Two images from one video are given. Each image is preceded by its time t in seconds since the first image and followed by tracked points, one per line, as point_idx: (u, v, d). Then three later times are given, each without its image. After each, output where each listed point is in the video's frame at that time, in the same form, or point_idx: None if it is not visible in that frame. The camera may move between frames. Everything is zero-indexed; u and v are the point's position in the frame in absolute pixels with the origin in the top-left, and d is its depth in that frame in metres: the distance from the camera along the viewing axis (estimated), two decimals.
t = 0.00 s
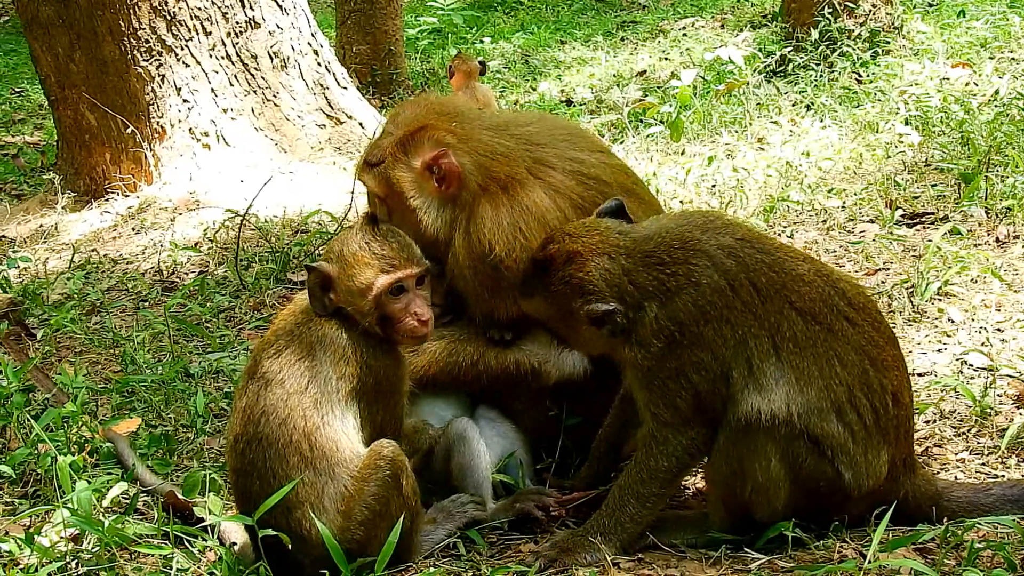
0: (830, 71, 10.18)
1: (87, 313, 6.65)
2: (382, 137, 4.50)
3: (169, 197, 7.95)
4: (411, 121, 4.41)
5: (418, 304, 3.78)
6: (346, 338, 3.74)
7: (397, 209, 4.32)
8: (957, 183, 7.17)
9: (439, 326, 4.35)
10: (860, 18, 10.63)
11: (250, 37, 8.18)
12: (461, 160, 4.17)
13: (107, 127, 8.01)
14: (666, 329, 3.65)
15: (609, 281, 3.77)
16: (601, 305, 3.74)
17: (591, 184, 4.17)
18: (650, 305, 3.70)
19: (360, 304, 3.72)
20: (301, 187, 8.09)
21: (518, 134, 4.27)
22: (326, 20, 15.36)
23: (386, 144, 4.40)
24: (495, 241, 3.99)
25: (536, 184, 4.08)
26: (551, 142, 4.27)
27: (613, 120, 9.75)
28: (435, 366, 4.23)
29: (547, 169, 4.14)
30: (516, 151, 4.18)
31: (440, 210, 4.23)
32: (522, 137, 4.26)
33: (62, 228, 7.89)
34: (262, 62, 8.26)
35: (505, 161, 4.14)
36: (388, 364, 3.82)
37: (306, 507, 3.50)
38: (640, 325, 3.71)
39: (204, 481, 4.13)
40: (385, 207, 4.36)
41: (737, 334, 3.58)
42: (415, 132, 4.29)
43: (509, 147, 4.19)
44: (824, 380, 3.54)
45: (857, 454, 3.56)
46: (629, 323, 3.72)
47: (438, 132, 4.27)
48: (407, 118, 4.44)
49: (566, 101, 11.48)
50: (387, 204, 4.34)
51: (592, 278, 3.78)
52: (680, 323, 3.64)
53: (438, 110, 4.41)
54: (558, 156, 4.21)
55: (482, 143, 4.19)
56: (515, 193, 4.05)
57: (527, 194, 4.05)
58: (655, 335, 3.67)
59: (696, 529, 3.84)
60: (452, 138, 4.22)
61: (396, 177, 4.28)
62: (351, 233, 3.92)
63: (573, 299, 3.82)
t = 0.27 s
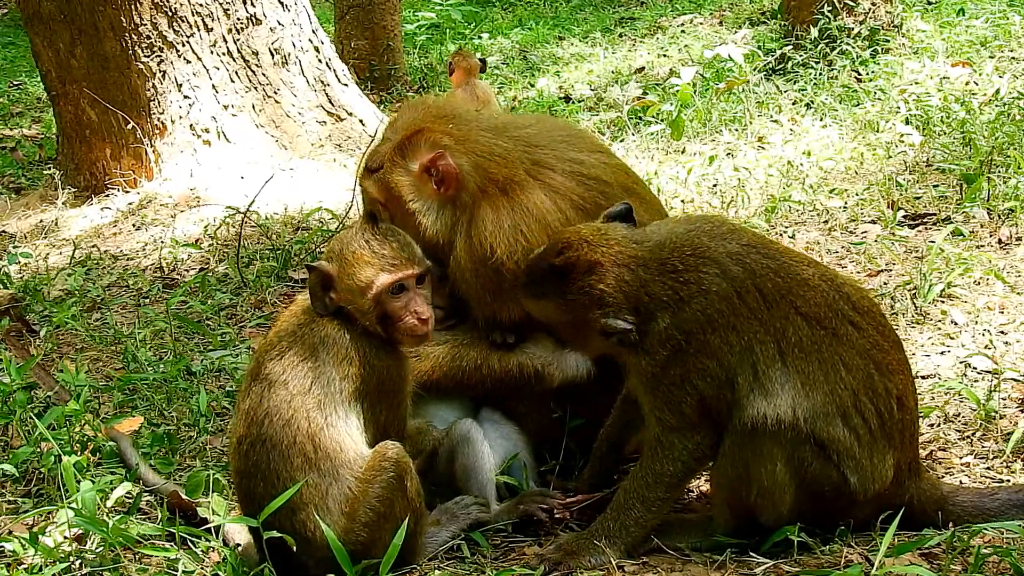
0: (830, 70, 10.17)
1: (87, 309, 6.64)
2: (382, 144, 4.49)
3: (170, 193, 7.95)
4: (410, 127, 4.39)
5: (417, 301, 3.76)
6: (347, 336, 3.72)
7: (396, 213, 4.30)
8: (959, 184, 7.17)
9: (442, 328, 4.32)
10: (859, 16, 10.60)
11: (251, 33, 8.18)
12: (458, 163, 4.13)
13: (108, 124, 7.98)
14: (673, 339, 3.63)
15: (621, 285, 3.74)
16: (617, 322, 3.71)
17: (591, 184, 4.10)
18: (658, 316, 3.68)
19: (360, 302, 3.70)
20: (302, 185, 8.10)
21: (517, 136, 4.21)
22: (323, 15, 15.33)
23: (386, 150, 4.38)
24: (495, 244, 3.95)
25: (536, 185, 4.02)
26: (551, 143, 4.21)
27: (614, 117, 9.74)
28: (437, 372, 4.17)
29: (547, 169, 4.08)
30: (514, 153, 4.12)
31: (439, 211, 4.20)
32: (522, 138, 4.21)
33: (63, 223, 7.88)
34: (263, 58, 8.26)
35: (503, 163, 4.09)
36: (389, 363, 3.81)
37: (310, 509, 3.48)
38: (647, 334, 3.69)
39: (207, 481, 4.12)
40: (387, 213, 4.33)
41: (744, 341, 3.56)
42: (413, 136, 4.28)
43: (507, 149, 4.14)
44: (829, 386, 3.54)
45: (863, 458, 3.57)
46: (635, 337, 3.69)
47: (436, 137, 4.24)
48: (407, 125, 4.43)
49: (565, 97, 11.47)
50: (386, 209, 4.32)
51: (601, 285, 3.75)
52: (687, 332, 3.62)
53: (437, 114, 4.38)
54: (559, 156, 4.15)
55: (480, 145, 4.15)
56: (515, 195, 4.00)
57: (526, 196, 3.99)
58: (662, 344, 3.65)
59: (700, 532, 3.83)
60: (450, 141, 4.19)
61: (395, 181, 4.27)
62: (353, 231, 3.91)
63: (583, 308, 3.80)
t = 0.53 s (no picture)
0: (830, 68, 10.17)
1: (92, 307, 6.63)
2: (394, 148, 4.48)
3: (173, 189, 7.93)
4: (423, 130, 4.38)
5: (419, 296, 3.73)
6: (357, 336, 3.72)
7: (411, 216, 4.24)
8: (964, 185, 7.17)
9: (456, 331, 4.35)
10: (860, 14, 10.55)
11: (255, 30, 8.18)
12: (471, 164, 4.10)
13: (111, 120, 8.04)
14: (691, 344, 3.63)
15: (635, 291, 3.76)
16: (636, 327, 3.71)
17: (606, 187, 4.10)
18: (675, 321, 3.68)
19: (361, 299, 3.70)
20: (305, 182, 8.07)
21: (531, 138, 4.20)
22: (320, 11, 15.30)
23: (399, 153, 4.37)
24: (510, 245, 3.93)
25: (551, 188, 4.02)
26: (565, 145, 4.20)
27: (616, 116, 9.73)
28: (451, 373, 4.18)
29: (562, 172, 4.07)
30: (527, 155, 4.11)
31: (454, 214, 4.15)
32: (536, 140, 4.19)
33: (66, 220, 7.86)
34: (266, 56, 8.26)
35: (517, 165, 4.07)
36: (402, 365, 3.80)
37: (326, 510, 3.47)
38: (664, 339, 3.69)
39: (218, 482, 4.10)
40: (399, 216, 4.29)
41: (760, 346, 3.57)
42: (426, 138, 4.25)
43: (521, 151, 4.12)
44: (846, 392, 3.53)
45: (879, 464, 3.55)
46: (652, 338, 3.70)
47: (449, 139, 4.22)
48: (420, 128, 4.41)
49: (564, 94, 11.47)
50: (399, 211, 4.27)
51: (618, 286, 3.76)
52: (704, 337, 3.62)
53: (451, 116, 4.37)
54: (573, 159, 4.14)
55: (492, 147, 4.13)
56: (530, 198, 3.98)
57: (541, 198, 3.98)
58: (679, 348, 3.65)
59: (714, 537, 3.82)
60: (463, 143, 4.17)
61: (410, 184, 4.22)
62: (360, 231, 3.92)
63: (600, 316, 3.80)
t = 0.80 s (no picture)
0: (839, 68, 10.16)
1: (108, 307, 6.62)
2: (418, 154, 4.49)
3: (186, 189, 7.92)
4: (446, 136, 4.38)
5: (442, 312, 3.60)
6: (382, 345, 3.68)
7: (434, 222, 4.27)
8: (982, 191, 7.17)
9: (483, 336, 4.38)
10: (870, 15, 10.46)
11: (269, 29, 8.17)
12: (492, 169, 4.09)
13: (124, 118, 8.04)
14: (724, 342, 3.62)
15: (666, 288, 3.70)
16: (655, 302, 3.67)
17: (632, 194, 4.06)
18: (703, 312, 3.66)
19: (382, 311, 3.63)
20: (317, 181, 8.08)
21: (555, 143, 4.17)
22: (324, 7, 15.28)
23: (423, 160, 4.38)
24: (536, 252, 3.88)
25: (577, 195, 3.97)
26: (591, 151, 4.17)
27: (627, 116, 9.72)
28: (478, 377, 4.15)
29: (587, 177, 4.04)
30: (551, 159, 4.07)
31: (476, 220, 4.14)
32: (561, 145, 4.16)
33: (80, 218, 7.86)
34: (280, 55, 8.25)
35: (540, 170, 4.03)
36: (427, 374, 3.75)
37: (356, 516, 3.43)
38: (695, 337, 3.65)
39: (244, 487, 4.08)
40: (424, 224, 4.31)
41: (792, 350, 3.56)
42: (448, 145, 4.29)
43: (545, 155, 4.09)
44: (879, 399, 3.53)
45: (911, 473, 3.55)
46: (690, 322, 3.64)
47: (472, 146, 4.22)
48: (443, 135, 4.41)
49: (570, 93, 11.46)
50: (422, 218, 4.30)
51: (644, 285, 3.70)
52: (737, 335, 3.61)
53: (473, 121, 4.37)
54: (598, 165, 4.11)
55: (516, 151, 4.11)
56: (558, 205, 3.94)
57: (567, 204, 3.94)
58: (712, 347, 3.63)
59: (743, 543, 3.81)
60: (483, 148, 4.18)
61: (432, 191, 4.27)
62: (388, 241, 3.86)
63: (626, 314, 3.72)
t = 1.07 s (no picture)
0: (849, 70, 10.14)
1: (129, 311, 6.60)
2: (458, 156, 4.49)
3: (203, 191, 7.90)
4: (487, 139, 4.39)
5: (492, 342, 3.51)
6: (428, 361, 3.60)
7: (477, 227, 4.23)
8: (1005, 197, 7.16)
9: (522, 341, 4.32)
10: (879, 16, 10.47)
11: (285, 30, 8.15)
12: (538, 172, 4.09)
13: (140, 119, 8.03)
14: (767, 345, 3.60)
15: (706, 292, 3.69)
16: (692, 305, 3.65)
17: (676, 201, 4.07)
18: (743, 315, 3.65)
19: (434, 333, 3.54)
20: (335, 183, 8.06)
21: (600, 147, 4.18)
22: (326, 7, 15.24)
23: (463, 162, 4.38)
24: (580, 258, 3.89)
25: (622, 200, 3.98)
26: (635, 156, 4.18)
27: (641, 118, 9.70)
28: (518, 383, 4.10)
29: (632, 183, 4.05)
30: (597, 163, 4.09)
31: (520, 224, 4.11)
32: (605, 149, 4.17)
33: (97, 220, 7.84)
34: (297, 56, 8.23)
35: (584, 174, 4.05)
36: (472, 389, 3.68)
37: (399, 527, 3.40)
38: (737, 339, 3.63)
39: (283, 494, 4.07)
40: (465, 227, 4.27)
41: (839, 353, 3.54)
42: (492, 150, 4.26)
43: (589, 160, 4.10)
44: (926, 406, 3.52)
45: (957, 481, 3.54)
46: (729, 324, 3.62)
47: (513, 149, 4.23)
48: (483, 138, 4.41)
49: (578, 94, 11.44)
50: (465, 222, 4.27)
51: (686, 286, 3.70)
52: (781, 338, 3.59)
53: (516, 124, 4.39)
54: (642, 171, 4.12)
55: (559, 156, 4.12)
56: (603, 210, 3.95)
57: (611, 209, 3.95)
58: (755, 349, 3.61)
59: (786, 552, 3.79)
60: (528, 151, 4.17)
61: (474, 195, 4.22)
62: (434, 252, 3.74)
63: (665, 317, 3.70)
